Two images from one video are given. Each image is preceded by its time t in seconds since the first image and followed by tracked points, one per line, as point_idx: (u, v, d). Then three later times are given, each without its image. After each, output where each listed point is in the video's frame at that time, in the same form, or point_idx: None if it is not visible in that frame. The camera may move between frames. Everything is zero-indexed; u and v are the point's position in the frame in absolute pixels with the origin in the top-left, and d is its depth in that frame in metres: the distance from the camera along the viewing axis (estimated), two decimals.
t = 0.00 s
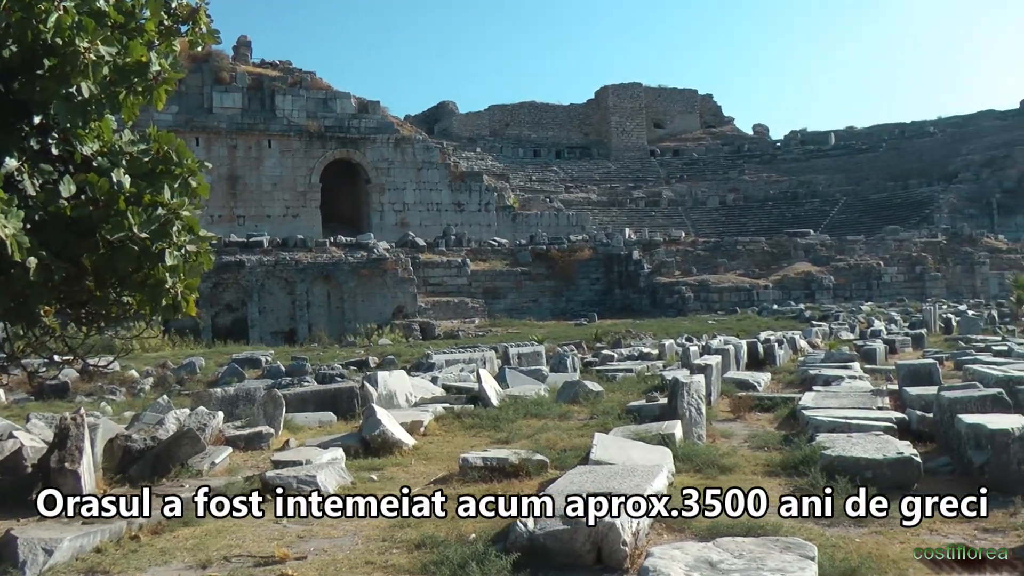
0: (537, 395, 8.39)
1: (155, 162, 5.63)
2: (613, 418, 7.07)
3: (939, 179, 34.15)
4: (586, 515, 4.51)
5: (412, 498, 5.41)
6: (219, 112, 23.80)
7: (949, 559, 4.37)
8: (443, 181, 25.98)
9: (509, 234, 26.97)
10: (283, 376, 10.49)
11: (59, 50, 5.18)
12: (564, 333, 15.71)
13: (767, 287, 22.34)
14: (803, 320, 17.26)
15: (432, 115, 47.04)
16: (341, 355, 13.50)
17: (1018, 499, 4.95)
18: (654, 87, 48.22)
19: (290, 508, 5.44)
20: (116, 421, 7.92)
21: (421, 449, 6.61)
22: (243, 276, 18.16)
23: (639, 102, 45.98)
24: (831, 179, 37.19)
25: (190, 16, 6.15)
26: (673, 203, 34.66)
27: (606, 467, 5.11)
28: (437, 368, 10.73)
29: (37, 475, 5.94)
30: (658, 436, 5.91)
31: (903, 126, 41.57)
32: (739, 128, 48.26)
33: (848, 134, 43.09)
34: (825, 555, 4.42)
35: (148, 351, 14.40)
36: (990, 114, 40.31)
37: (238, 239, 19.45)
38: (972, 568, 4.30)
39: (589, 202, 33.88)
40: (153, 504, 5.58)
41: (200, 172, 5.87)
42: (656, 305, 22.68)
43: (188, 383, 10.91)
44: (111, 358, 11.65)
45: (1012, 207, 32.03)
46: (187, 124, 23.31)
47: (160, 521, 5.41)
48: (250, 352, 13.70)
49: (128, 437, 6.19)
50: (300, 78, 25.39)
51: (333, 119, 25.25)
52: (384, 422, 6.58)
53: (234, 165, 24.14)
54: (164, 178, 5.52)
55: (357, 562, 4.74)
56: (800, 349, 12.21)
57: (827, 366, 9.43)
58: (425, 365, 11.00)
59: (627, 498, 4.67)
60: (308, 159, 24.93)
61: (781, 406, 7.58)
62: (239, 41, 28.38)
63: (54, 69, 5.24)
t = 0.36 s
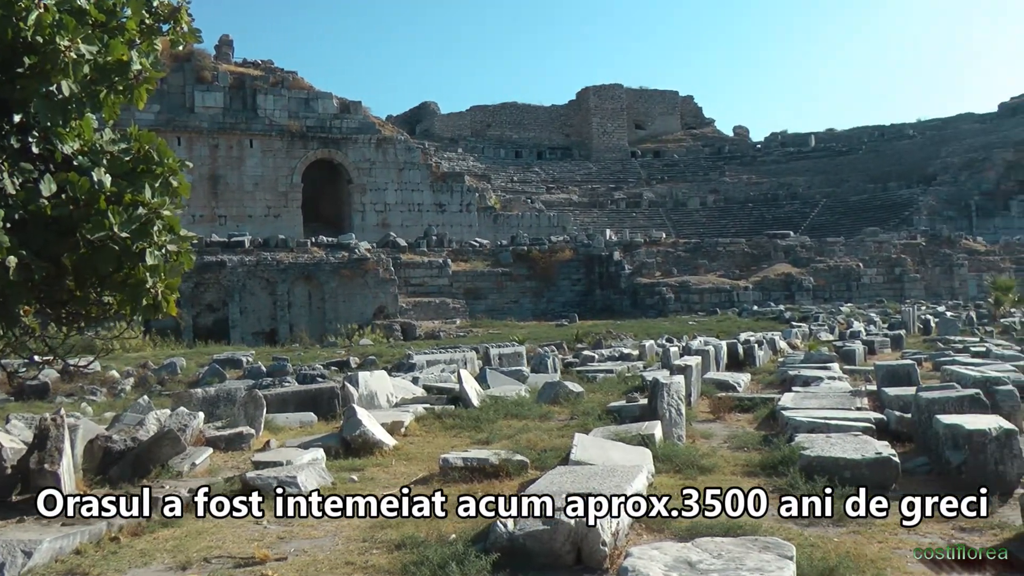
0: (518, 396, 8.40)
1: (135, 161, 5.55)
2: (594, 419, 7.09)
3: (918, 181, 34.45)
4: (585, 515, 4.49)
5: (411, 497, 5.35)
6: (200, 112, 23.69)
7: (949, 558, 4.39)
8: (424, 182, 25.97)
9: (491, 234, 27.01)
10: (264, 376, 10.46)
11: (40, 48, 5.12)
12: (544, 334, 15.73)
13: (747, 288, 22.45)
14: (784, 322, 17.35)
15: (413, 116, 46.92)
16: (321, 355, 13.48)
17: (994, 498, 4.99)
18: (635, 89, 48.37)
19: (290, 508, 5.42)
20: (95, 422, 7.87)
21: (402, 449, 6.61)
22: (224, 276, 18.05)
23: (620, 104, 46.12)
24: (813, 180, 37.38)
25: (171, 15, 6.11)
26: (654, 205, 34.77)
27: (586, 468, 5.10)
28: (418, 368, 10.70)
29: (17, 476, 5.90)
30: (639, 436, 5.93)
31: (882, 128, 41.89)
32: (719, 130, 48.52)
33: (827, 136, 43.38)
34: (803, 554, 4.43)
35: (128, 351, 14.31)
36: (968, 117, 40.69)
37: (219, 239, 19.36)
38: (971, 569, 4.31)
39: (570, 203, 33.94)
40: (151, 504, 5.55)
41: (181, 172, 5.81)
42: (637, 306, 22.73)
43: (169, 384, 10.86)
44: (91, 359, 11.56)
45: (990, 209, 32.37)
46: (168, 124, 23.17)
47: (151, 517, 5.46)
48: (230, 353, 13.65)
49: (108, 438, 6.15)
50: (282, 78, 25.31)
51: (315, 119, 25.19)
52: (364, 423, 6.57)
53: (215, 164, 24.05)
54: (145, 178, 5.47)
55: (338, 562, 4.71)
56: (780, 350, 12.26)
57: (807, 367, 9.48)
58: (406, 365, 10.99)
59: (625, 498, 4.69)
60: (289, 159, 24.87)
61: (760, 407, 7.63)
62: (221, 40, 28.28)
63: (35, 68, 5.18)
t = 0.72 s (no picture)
0: (498, 397, 8.40)
1: (117, 161, 5.47)
2: (573, 420, 7.10)
3: (897, 183, 34.73)
4: (585, 515, 4.59)
5: (411, 497, 5.31)
6: (182, 111, 23.61)
7: (949, 559, 4.41)
8: (405, 182, 25.96)
9: (472, 235, 27.05)
10: (245, 377, 10.43)
11: (19, 46, 5.05)
12: (525, 334, 15.73)
13: (727, 289, 22.54)
14: (763, 322, 17.41)
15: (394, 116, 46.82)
16: (302, 356, 13.45)
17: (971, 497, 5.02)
18: (616, 90, 48.51)
19: (290, 508, 5.39)
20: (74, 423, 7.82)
21: (382, 450, 6.60)
22: (205, 276, 17.95)
23: (601, 105, 46.24)
24: (797, 183, 37.57)
25: (152, 15, 6.05)
26: (635, 206, 34.88)
27: (566, 468, 5.10)
28: (398, 369, 10.68)
29: None
30: (618, 438, 5.93)
31: (861, 130, 42.18)
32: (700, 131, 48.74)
33: (808, 137, 43.62)
34: (780, 554, 4.44)
35: (108, 352, 14.24)
36: (947, 119, 41.05)
37: (200, 239, 19.30)
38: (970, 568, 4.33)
39: (551, 203, 33.96)
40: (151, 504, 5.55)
41: (162, 171, 5.71)
42: (618, 306, 22.74)
43: (149, 385, 10.82)
44: (70, 359, 11.51)
45: (969, 211, 32.72)
46: (149, 124, 23.10)
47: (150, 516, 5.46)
48: (210, 353, 13.60)
49: (88, 439, 6.12)
50: (263, 77, 25.25)
51: (297, 119, 25.14)
52: (344, 424, 6.56)
53: (196, 165, 23.99)
54: (126, 177, 5.38)
55: (317, 563, 4.67)
56: (760, 350, 12.32)
57: (786, 368, 9.51)
58: (386, 366, 10.98)
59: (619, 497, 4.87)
60: (270, 159, 24.83)
61: (739, 408, 7.66)
62: (203, 40, 28.23)
63: (14, 66, 5.11)
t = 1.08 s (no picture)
0: (478, 397, 8.41)
1: (96, 160, 5.43)
2: (553, 420, 7.11)
3: (877, 185, 34.98)
4: (587, 515, 4.71)
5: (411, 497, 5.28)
6: (164, 111, 23.49)
7: (949, 559, 4.43)
8: (387, 182, 26.08)
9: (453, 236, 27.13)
10: (225, 378, 10.38)
11: None
12: (506, 335, 15.75)
13: (707, 290, 22.65)
14: (744, 323, 17.48)
15: (376, 116, 46.65)
16: (284, 356, 13.42)
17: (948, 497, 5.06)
18: (597, 92, 48.63)
19: (290, 508, 5.36)
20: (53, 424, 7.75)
21: (362, 451, 6.59)
22: (186, 276, 17.83)
23: (582, 106, 46.34)
24: (781, 185, 37.70)
25: (133, 13, 6.02)
26: (615, 207, 34.97)
27: (546, 469, 5.09)
28: (379, 369, 10.66)
29: None
30: (597, 438, 5.93)
31: (841, 132, 42.42)
32: (680, 133, 48.94)
33: (787, 139, 43.81)
34: (759, 555, 4.45)
35: (88, 352, 14.14)
36: (926, 121, 41.35)
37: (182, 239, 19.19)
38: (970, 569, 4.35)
39: (532, 204, 33.98)
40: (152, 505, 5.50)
41: (142, 171, 5.67)
42: (599, 307, 22.77)
43: (129, 386, 10.75)
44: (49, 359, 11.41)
45: (948, 213, 33.05)
46: (130, 123, 22.94)
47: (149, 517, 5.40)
48: (191, 353, 13.54)
49: (68, 440, 6.06)
50: (245, 77, 25.18)
51: (278, 119, 25.11)
52: (324, 424, 6.55)
53: (178, 164, 23.89)
54: (106, 176, 5.34)
55: (296, 564, 4.62)
56: (740, 351, 12.36)
57: (765, 368, 9.55)
58: (367, 367, 10.97)
59: (618, 497, 5.05)
60: (252, 158, 24.80)
61: (719, 408, 7.69)
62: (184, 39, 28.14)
63: None
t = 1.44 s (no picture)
0: (459, 398, 8.41)
1: (76, 160, 5.40)
2: (534, 421, 7.12)
3: (857, 187, 35.20)
4: (586, 514, 4.86)
5: (411, 497, 5.22)
6: (145, 111, 23.42)
7: (951, 559, 4.43)
8: (368, 183, 26.10)
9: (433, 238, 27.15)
10: (205, 379, 10.36)
11: None
12: (486, 336, 15.76)
13: (687, 291, 22.76)
14: (725, 324, 17.54)
15: (357, 118, 46.53)
16: (265, 357, 13.40)
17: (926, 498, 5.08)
18: (577, 93, 48.74)
19: (290, 508, 5.34)
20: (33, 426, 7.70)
21: (342, 451, 6.59)
22: (167, 277, 17.75)
23: (562, 108, 46.44)
24: (765, 187, 37.83)
25: (114, 13, 5.99)
26: (596, 209, 35.06)
27: (525, 470, 5.09)
28: (359, 370, 10.65)
29: None
30: (577, 439, 5.93)
31: (822, 134, 42.64)
32: (661, 134, 49.15)
33: (767, 141, 43.95)
34: (737, 555, 4.45)
35: (69, 354, 14.06)
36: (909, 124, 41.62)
37: (163, 240, 19.02)
38: (972, 569, 4.35)
39: (513, 206, 34.01)
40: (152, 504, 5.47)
41: (122, 171, 5.64)
42: (579, 308, 22.77)
43: (110, 387, 10.69)
44: (28, 361, 11.34)
45: (927, 214, 33.36)
46: (111, 123, 22.87)
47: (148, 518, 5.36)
48: (172, 355, 13.50)
49: (47, 441, 6.01)
50: (226, 78, 25.15)
51: (259, 120, 25.10)
52: (304, 425, 6.54)
53: (159, 165, 23.81)
54: (86, 177, 5.31)
55: (275, 565, 4.57)
56: (720, 352, 12.39)
57: (746, 369, 9.58)
58: (347, 368, 10.97)
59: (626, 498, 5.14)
60: (233, 160, 24.76)
61: (698, 409, 7.71)
62: (166, 39, 28.09)
63: None
